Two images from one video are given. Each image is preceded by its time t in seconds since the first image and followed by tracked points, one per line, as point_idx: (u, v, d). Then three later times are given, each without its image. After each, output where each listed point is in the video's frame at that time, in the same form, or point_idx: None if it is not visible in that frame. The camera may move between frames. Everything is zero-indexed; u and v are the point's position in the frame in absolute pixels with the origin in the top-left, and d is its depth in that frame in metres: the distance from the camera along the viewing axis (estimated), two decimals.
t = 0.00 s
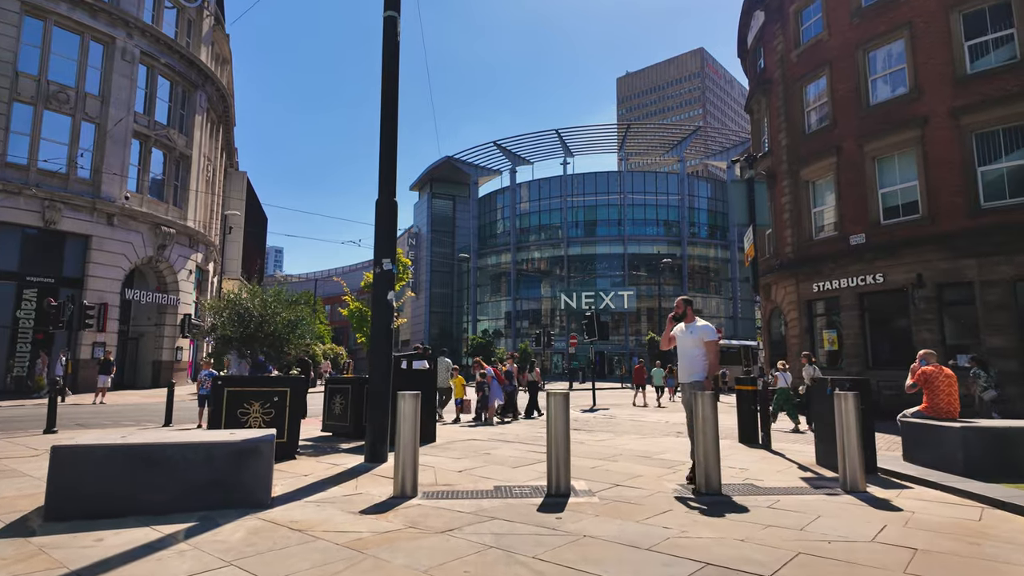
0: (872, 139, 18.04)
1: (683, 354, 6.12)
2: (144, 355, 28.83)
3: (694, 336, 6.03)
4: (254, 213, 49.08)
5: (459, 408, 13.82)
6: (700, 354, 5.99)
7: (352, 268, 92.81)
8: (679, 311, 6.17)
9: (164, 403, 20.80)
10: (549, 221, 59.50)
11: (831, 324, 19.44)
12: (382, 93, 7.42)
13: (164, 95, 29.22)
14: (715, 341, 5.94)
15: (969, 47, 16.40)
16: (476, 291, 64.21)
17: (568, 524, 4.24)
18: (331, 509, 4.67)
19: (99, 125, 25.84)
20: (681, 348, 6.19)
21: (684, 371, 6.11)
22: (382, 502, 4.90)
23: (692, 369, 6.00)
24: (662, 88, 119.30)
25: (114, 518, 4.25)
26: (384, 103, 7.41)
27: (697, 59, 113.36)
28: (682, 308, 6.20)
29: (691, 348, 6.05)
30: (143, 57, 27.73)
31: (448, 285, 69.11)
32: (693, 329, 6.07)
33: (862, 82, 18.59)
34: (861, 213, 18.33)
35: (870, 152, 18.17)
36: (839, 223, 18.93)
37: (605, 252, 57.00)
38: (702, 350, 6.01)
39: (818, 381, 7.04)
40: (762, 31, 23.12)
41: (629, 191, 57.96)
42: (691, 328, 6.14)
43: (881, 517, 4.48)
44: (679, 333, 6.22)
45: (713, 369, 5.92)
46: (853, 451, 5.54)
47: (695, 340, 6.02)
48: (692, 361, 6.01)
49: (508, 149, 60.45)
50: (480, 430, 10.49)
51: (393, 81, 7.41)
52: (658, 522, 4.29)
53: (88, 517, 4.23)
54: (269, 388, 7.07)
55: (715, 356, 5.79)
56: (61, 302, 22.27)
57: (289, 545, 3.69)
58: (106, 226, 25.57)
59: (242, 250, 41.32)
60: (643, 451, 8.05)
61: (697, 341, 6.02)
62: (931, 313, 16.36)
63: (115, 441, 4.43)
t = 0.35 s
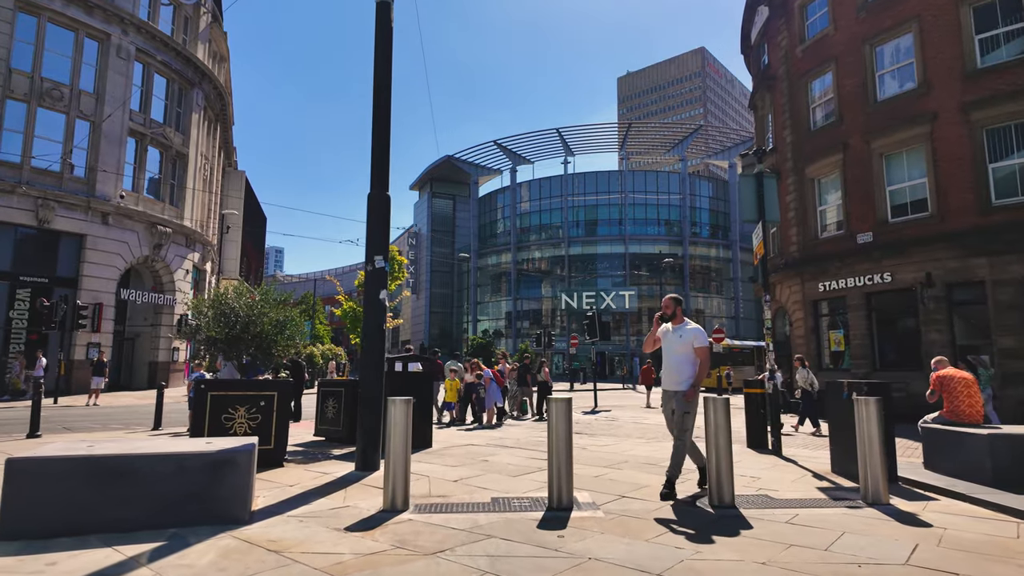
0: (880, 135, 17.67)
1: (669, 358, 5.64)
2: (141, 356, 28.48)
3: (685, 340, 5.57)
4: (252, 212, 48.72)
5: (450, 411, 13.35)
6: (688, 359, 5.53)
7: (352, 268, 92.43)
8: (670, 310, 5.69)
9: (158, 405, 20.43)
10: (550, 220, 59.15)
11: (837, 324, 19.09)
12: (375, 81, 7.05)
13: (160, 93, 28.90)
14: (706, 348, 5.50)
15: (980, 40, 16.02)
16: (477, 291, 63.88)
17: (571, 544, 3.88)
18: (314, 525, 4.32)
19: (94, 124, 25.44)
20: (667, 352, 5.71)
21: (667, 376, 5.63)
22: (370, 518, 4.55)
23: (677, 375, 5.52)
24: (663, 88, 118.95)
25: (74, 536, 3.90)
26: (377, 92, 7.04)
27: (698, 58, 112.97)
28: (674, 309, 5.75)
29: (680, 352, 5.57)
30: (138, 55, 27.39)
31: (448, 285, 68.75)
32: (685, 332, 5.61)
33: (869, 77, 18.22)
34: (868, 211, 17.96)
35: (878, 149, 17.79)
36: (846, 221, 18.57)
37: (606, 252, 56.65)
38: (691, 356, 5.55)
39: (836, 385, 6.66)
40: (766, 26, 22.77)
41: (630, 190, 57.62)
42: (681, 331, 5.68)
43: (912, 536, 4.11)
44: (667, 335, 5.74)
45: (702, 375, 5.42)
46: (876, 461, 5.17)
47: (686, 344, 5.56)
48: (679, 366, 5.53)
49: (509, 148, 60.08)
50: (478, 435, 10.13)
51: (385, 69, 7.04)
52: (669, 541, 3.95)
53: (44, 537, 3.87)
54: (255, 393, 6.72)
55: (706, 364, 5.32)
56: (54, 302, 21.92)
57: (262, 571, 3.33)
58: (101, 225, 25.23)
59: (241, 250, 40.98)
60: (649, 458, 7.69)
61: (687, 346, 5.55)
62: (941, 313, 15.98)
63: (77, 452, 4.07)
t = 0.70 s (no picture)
0: (889, 130, 17.30)
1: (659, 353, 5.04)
2: (137, 356, 28.10)
3: (680, 332, 4.97)
4: (251, 210, 48.35)
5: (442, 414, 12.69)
6: (682, 354, 4.94)
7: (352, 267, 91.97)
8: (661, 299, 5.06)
9: (153, 405, 20.08)
10: (550, 219, 58.79)
11: (845, 323, 18.71)
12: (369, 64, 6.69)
13: (157, 90, 28.57)
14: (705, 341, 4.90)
15: (992, 33, 15.64)
16: (477, 290, 63.51)
17: (580, 562, 3.53)
18: (298, 539, 3.96)
19: (89, 120, 25.10)
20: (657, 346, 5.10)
21: (657, 373, 5.03)
22: (361, 530, 4.20)
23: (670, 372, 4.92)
24: (664, 87, 118.62)
25: (33, 553, 3.54)
26: (371, 76, 6.68)
27: (699, 58, 112.70)
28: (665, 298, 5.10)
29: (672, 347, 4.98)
30: (135, 50, 27.04)
31: (448, 285, 68.39)
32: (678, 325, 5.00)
33: (877, 71, 17.85)
34: (876, 207, 17.60)
35: (887, 144, 17.42)
36: (854, 218, 18.19)
37: (607, 252, 56.26)
38: (686, 351, 4.95)
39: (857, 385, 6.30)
40: (771, 21, 22.44)
41: (632, 189, 57.28)
42: (675, 323, 5.07)
43: (954, 553, 3.75)
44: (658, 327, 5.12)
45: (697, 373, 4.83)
46: (905, 469, 4.80)
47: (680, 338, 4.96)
48: (671, 362, 4.94)
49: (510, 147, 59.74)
50: (477, 437, 9.76)
51: (380, 51, 6.67)
52: (688, 559, 3.59)
53: None
54: (243, 393, 6.35)
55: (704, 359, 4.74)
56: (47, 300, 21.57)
57: None
58: (96, 223, 24.91)
59: (239, 248, 40.64)
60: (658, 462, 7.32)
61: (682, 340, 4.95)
62: (953, 312, 15.59)
63: (38, 460, 3.72)
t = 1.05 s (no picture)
0: (889, 127, 17.07)
1: (633, 352, 4.39)
2: (125, 357, 27.62)
3: (657, 328, 4.36)
4: (244, 210, 47.89)
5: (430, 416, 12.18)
6: (662, 353, 4.32)
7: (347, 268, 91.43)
8: (634, 289, 4.44)
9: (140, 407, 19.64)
10: (546, 219, 58.48)
11: (844, 324, 18.47)
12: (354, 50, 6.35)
13: (146, 86, 28.10)
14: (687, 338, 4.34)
15: (994, 29, 15.40)
16: (472, 290, 63.15)
17: None
18: (269, 557, 3.63)
19: (76, 116, 24.66)
20: (630, 344, 4.47)
21: (631, 375, 4.34)
22: (339, 546, 3.87)
23: (647, 374, 4.28)
24: (660, 88, 118.54)
25: None
26: (357, 61, 6.34)
27: (694, 58, 112.67)
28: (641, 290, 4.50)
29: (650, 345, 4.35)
30: (124, 46, 26.56)
31: (443, 285, 68.01)
32: (656, 320, 4.39)
33: (877, 68, 17.61)
34: (876, 206, 17.36)
35: (887, 141, 17.19)
36: (853, 217, 17.95)
37: (603, 252, 55.99)
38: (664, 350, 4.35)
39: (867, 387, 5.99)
40: (769, 18, 22.22)
41: (627, 189, 57.06)
42: (651, 318, 4.46)
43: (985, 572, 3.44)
44: (629, 324, 4.49)
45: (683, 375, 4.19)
46: (924, 478, 4.48)
47: (659, 334, 4.35)
48: (651, 362, 4.29)
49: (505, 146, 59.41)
50: (469, 441, 9.42)
51: (366, 35, 6.34)
52: None
53: None
54: (220, 396, 6.02)
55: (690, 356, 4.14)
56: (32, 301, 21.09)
57: None
58: (84, 221, 24.46)
59: (231, 247, 40.16)
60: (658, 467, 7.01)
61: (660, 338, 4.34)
62: (954, 312, 15.36)
63: None
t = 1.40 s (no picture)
0: (881, 124, 16.88)
1: (592, 354, 3.80)
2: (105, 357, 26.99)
3: (621, 327, 3.78)
4: (230, 208, 47.19)
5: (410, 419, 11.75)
6: (626, 356, 3.75)
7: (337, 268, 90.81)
8: (599, 281, 3.84)
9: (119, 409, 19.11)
10: (536, 219, 58.20)
11: (835, 323, 18.28)
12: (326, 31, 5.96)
13: (127, 81, 27.47)
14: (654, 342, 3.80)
15: (987, 24, 15.22)
16: (462, 290, 62.75)
17: None
18: None
19: (53, 110, 24.06)
20: (588, 344, 3.86)
21: (591, 382, 3.75)
22: (297, 568, 3.50)
23: (608, 380, 3.68)
24: (650, 89, 118.67)
25: None
26: (329, 42, 5.95)
27: (684, 59, 112.85)
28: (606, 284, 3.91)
29: (614, 347, 3.76)
30: (103, 39, 25.93)
31: (433, 285, 67.56)
32: (622, 319, 3.82)
33: (869, 64, 17.41)
34: (868, 203, 17.15)
35: (879, 138, 16.98)
36: (844, 215, 17.75)
37: (594, 251, 55.77)
38: (629, 353, 3.78)
39: (869, 388, 5.68)
40: (760, 14, 22.00)
41: (618, 188, 56.87)
42: (614, 315, 3.87)
43: None
44: (589, 320, 3.90)
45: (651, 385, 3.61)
46: (933, 487, 4.15)
47: (624, 335, 3.77)
48: (613, 367, 3.71)
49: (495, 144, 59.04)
50: (452, 445, 9.04)
51: (339, 14, 5.95)
52: None
53: None
54: (179, 399, 5.61)
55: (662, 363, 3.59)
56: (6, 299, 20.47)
57: None
58: (61, 218, 23.85)
59: (216, 246, 39.52)
60: (647, 473, 6.67)
61: (624, 340, 3.77)
62: (947, 310, 15.17)
63: None
